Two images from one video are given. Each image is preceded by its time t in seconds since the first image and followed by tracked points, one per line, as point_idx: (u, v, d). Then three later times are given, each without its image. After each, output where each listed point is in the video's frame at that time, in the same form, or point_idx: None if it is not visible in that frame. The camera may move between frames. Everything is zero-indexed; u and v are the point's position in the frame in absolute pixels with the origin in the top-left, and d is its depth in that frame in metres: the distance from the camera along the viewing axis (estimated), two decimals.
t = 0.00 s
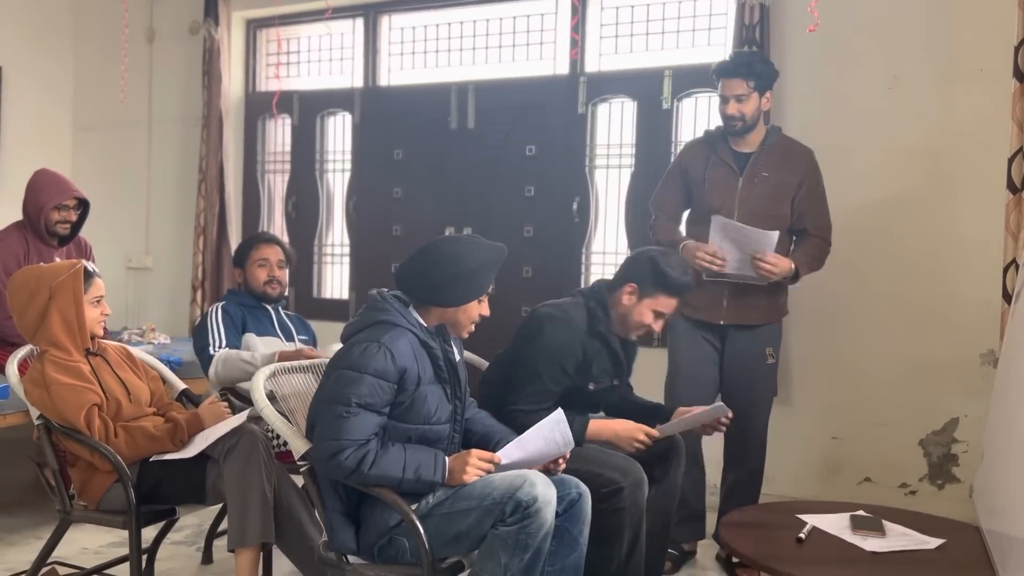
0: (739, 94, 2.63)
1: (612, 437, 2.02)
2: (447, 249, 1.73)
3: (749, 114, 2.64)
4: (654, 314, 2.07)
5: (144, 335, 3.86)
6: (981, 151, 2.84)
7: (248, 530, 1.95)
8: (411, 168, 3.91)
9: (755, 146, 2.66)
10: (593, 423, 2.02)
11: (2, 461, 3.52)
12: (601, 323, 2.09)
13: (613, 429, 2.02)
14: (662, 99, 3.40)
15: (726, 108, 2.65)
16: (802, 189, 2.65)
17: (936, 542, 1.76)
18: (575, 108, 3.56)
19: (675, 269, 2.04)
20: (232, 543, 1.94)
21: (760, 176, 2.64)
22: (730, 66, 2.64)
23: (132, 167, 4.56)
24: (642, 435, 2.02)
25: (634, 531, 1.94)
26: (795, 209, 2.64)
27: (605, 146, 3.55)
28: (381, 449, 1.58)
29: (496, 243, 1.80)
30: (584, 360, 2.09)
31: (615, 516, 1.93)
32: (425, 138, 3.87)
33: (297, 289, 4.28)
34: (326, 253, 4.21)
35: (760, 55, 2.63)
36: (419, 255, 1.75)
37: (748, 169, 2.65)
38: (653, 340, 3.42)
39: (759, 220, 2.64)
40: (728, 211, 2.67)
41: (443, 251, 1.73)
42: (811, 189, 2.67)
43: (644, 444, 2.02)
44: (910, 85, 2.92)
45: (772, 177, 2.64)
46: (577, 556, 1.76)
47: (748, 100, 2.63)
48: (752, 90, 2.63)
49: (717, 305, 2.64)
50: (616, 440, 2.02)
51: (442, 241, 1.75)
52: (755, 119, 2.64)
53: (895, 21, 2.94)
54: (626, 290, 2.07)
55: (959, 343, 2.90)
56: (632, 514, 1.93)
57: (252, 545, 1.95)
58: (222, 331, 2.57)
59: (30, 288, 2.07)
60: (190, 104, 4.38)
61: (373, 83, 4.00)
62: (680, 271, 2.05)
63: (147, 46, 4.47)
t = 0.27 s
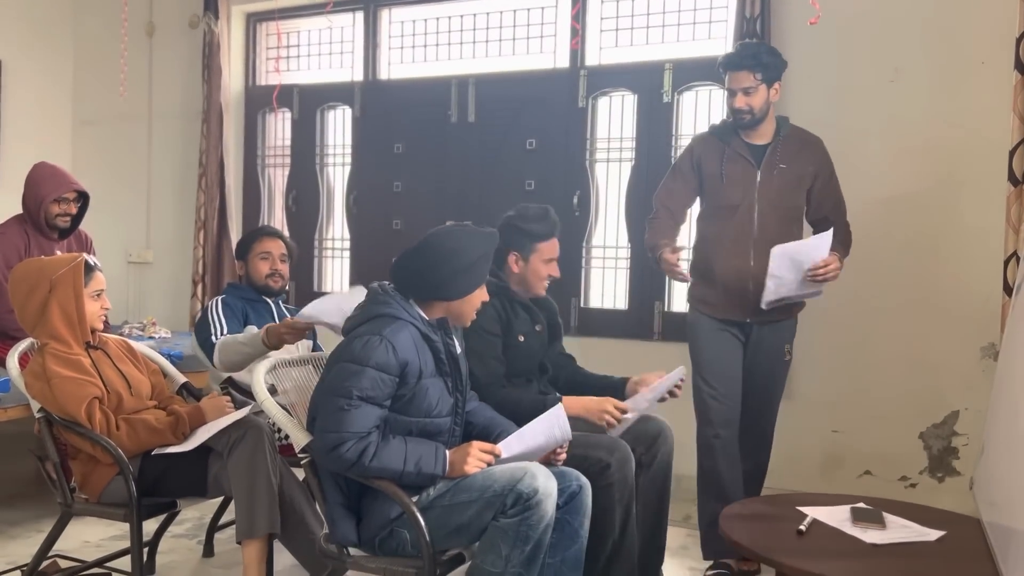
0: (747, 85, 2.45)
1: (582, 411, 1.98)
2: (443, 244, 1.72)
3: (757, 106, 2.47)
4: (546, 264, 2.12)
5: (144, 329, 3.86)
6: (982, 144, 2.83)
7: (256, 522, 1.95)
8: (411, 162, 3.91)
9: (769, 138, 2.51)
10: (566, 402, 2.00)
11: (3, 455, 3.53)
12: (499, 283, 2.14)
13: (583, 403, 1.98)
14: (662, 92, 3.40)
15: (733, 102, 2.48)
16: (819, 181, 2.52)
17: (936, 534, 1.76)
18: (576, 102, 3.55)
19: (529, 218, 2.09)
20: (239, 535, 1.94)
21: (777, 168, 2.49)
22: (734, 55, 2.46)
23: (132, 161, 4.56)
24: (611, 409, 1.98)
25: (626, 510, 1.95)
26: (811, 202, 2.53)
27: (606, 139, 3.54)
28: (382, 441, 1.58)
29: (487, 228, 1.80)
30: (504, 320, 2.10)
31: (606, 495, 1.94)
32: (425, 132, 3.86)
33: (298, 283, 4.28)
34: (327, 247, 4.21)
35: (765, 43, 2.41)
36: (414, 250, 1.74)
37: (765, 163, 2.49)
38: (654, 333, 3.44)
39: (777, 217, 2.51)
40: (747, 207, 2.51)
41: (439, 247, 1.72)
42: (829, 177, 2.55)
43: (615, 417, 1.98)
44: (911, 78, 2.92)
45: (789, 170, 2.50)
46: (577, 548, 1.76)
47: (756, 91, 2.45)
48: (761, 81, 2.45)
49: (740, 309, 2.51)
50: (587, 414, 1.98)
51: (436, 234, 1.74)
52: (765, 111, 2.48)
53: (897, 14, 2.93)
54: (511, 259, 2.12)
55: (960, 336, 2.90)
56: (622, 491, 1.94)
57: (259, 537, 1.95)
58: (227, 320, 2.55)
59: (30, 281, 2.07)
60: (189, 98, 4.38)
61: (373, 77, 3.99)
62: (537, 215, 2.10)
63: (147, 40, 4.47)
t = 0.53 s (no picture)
0: (740, 82, 2.60)
1: (577, 388, 2.01)
2: (439, 242, 1.71)
3: (752, 102, 2.61)
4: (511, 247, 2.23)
5: (144, 325, 3.86)
6: (984, 139, 2.83)
7: (256, 516, 1.94)
8: (411, 157, 3.90)
9: (772, 129, 2.61)
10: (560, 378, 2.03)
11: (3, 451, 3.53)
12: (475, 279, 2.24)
13: (575, 380, 2.01)
14: (663, 87, 3.39)
15: (727, 99, 2.63)
16: (827, 165, 2.64)
17: (937, 529, 1.76)
18: (576, 97, 3.55)
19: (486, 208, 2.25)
20: (240, 530, 1.94)
21: (787, 158, 2.60)
22: (724, 55, 2.62)
23: (132, 157, 4.55)
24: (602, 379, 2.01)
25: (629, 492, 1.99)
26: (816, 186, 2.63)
27: (607, 135, 3.52)
28: (383, 436, 1.58)
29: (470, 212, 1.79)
30: (490, 312, 2.20)
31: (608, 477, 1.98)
32: (425, 127, 3.85)
33: (298, 279, 4.28)
34: (327, 243, 4.20)
35: (755, 38, 2.59)
36: (407, 249, 1.72)
37: (773, 152, 2.59)
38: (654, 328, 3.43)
39: (793, 204, 2.59)
40: (762, 199, 2.60)
41: (437, 246, 1.71)
42: (836, 165, 2.66)
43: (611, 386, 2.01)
44: (912, 73, 2.91)
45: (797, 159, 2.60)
46: (578, 543, 1.76)
47: (750, 86, 2.60)
48: (753, 76, 2.60)
49: (767, 302, 2.59)
50: (582, 390, 2.01)
51: (428, 232, 1.72)
52: (761, 104, 2.61)
53: (897, 9, 2.94)
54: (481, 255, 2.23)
55: (961, 331, 2.89)
56: (622, 472, 1.99)
57: (260, 531, 1.95)
58: (227, 315, 2.55)
59: (29, 277, 2.08)
60: (189, 93, 4.37)
61: (373, 73, 3.99)
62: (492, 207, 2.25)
63: (146, 35, 4.46)
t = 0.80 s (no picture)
0: (744, 75, 2.59)
1: (595, 389, 2.15)
2: (434, 243, 1.70)
3: (757, 96, 2.60)
4: (522, 250, 2.33)
5: (145, 324, 3.86)
6: (983, 139, 2.83)
7: (256, 517, 1.95)
8: (411, 157, 3.90)
9: (778, 122, 2.61)
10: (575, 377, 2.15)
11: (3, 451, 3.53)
12: (500, 283, 2.30)
13: (595, 381, 2.15)
14: (662, 86, 3.39)
15: (731, 94, 2.62)
16: (834, 158, 2.66)
17: (937, 529, 1.76)
18: (576, 96, 3.56)
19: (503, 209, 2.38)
20: (239, 531, 1.94)
21: (796, 151, 2.60)
22: (724, 48, 2.60)
23: (132, 156, 4.55)
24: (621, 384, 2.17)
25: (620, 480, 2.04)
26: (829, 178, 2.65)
27: (607, 134, 3.52)
28: (375, 431, 1.59)
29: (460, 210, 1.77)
30: (507, 315, 2.27)
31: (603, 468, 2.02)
32: (426, 126, 3.86)
33: (298, 278, 4.28)
34: (327, 242, 4.20)
35: (756, 29, 2.58)
36: (404, 254, 1.70)
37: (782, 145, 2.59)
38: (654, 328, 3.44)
39: (802, 197, 2.60)
40: (772, 193, 2.60)
41: (433, 247, 1.69)
42: (842, 160, 2.67)
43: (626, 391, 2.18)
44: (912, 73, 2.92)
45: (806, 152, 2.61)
46: (578, 543, 1.77)
47: (754, 79, 2.58)
48: (756, 68, 2.58)
49: (777, 302, 2.62)
50: (598, 390, 2.16)
51: (422, 234, 1.70)
52: (767, 96, 2.60)
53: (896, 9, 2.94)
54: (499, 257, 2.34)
55: (961, 331, 2.90)
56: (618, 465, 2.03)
57: (260, 532, 1.95)
58: (211, 324, 2.59)
59: (29, 277, 2.08)
60: (189, 92, 4.37)
61: (373, 72, 3.99)
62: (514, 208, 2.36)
63: (146, 34, 4.46)
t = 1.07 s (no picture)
0: (761, 73, 2.78)
1: (627, 396, 2.07)
2: (454, 256, 1.71)
3: (774, 96, 2.77)
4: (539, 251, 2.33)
5: (145, 326, 3.86)
6: (981, 141, 2.84)
7: (257, 519, 1.96)
8: (410, 158, 3.91)
9: (796, 121, 2.76)
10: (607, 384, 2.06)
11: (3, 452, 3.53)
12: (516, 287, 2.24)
13: (628, 388, 2.07)
14: (662, 89, 3.40)
15: (749, 92, 2.79)
16: (856, 161, 2.77)
17: (935, 532, 1.76)
18: (576, 98, 3.56)
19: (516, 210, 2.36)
20: (240, 534, 1.95)
21: (813, 152, 2.74)
22: (745, 47, 2.80)
23: (132, 158, 4.56)
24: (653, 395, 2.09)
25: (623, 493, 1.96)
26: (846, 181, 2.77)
27: (606, 136, 3.54)
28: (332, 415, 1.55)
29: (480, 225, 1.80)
30: (523, 321, 2.21)
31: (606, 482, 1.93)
32: (425, 128, 3.86)
33: (298, 280, 4.28)
34: (327, 243, 4.21)
35: (776, 27, 2.79)
36: (423, 266, 1.71)
37: (795, 148, 2.74)
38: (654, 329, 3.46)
39: (815, 202, 2.74)
40: (785, 193, 2.75)
41: (452, 261, 1.71)
42: (860, 166, 2.79)
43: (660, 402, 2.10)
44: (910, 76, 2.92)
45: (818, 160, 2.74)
46: (575, 546, 1.77)
47: (772, 78, 2.77)
48: (774, 67, 2.78)
49: (786, 308, 2.79)
50: (630, 397, 2.08)
51: (442, 247, 1.71)
52: (784, 96, 2.77)
53: (895, 12, 2.95)
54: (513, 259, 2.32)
55: (960, 333, 2.90)
56: (619, 478, 1.94)
57: (260, 535, 1.96)
58: (214, 328, 2.58)
59: (29, 279, 2.09)
60: (189, 94, 4.38)
61: (373, 74, 3.99)
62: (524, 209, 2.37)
63: (147, 36, 4.46)
